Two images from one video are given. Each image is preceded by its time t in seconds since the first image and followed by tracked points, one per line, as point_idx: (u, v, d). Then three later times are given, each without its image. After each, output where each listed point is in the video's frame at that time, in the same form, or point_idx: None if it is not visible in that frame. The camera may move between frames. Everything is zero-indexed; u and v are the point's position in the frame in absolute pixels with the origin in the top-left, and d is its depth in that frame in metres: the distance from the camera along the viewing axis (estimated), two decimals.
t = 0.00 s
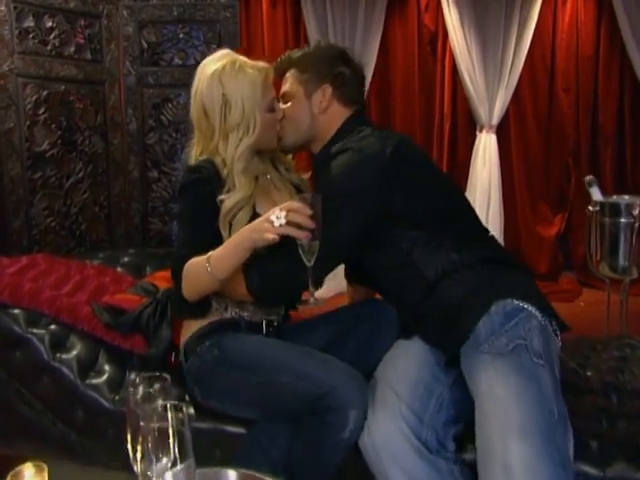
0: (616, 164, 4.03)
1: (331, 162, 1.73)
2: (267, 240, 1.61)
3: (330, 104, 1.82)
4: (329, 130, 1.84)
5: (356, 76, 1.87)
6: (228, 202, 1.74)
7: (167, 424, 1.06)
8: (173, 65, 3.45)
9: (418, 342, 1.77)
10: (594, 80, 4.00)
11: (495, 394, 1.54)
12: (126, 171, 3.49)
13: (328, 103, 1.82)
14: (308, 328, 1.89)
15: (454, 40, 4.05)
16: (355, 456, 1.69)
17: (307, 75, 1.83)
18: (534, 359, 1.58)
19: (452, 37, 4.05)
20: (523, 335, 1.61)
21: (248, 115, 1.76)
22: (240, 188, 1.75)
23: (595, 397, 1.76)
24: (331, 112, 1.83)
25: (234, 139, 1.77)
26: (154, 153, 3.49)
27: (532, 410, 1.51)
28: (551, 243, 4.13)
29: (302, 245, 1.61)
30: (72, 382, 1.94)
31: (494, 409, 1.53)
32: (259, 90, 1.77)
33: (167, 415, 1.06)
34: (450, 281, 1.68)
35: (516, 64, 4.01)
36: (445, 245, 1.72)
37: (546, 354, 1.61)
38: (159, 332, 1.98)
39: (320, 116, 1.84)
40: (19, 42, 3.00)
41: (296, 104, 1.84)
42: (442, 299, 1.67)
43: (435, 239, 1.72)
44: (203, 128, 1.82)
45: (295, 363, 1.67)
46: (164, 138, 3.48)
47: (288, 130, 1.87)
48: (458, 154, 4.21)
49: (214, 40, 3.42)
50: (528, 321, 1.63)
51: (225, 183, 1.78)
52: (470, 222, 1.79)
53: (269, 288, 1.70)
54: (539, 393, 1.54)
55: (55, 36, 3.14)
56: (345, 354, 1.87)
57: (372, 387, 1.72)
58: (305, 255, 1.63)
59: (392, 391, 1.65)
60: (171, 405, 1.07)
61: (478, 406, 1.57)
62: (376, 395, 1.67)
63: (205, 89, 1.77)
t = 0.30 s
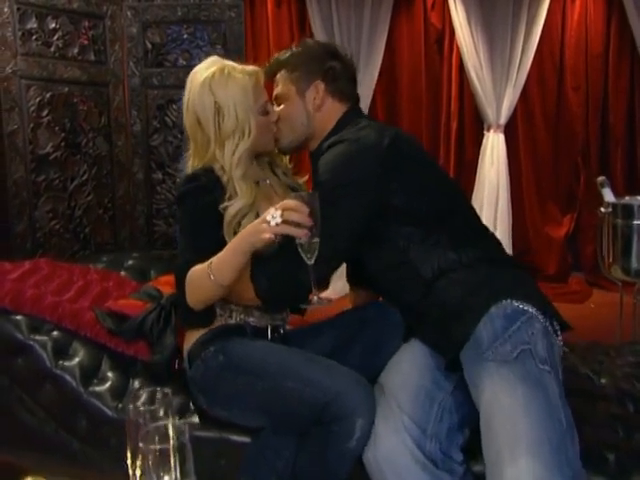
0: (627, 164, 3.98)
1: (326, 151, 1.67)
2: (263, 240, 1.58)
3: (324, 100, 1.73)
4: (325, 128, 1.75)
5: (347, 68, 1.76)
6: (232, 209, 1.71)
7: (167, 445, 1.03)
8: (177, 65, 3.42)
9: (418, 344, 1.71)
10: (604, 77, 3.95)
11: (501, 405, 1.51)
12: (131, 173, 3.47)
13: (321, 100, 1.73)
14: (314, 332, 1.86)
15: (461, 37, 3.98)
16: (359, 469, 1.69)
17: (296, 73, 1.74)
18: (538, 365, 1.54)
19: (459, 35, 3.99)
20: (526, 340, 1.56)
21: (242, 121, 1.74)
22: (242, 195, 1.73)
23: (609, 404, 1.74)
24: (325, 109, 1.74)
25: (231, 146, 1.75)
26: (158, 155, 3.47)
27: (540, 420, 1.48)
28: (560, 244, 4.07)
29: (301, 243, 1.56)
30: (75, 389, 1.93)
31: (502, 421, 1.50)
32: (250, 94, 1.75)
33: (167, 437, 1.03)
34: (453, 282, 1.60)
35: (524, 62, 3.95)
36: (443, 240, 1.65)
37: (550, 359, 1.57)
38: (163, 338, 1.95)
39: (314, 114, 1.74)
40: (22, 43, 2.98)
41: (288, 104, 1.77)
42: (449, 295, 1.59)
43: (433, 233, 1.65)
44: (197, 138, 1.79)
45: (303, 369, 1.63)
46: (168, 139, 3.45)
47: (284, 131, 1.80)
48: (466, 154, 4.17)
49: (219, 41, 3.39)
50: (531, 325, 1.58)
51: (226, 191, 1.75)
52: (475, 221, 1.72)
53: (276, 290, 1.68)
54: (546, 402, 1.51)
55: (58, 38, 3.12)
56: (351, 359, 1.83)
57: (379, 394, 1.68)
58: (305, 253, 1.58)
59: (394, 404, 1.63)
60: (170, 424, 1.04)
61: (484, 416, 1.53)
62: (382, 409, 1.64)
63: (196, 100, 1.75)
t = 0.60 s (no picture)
0: (636, 166, 3.92)
1: (326, 151, 1.67)
2: (265, 245, 1.56)
3: (319, 99, 1.72)
4: (321, 128, 1.74)
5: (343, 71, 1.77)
6: (236, 216, 1.68)
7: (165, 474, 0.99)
8: (181, 67, 3.39)
9: (419, 352, 1.70)
10: (613, 77, 3.88)
11: (507, 417, 1.49)
12: (134, 175, 3.43)
13: (316, 98, 1.72)
14: (318, 338, 1.81)
15: (468, 37, 3.93)
16: None
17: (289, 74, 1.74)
18: (542, 374, 1.54)
19: (466, 34, 3.94)
20: (529, 347, 1.55)
21: (240, 126, 1.70)
22: (245, 201, 1.70)
23: (621, 417, 1.76)
24: (321, 107, 1.73)
25: (231, 152, 1.71)
26: (162, 157, 3.42)
27: (548, 432, 1.47)
28: (568, 245, 4.01)
29: (303, 246, 1.54)
30: (75, 399, 1.95)
31: (508, 434, 1.48)
32: (246, 99, 1.70)
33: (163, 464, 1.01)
34: (451, 287, 1.58)
35: (532, 63, 3.90)
36: (441, 241, 1.62)
37: (552, 366, 1.57)
38: (169, 346, 1.97)
39: (310, 114, 1.73)
40: (26, 45, 2.97)
41: (283, 105, 1.75)
42: (445, 307, 1.58)
43: (433, 231, 1.63)
44: (194, 148, 1.74)
45: (308, 379, 1.59)
46: (172, 141, 3.41)
47: (280, 133, 1.78)
48: (473, 154, 4.12)
49: (223, 42, 3.36)
50: (531, 332, 1.57)
51: (229, 199, 1.72)
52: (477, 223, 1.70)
53: (281, 297, 1.66)
54: (552, 412, 1.50)
55: (62, 40, 3.10)
56: (353, 366, 1.80)
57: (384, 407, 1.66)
58: (307, 256, 1.56)
59: (398, 421, 1.61)
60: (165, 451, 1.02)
61: (489, 428, 1.52)
62: (386, 426, 1.62)
63: (191, 109, 1.70)
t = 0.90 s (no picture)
0: None
1: (323, 151, 1.67)
2: (264, 248, 1.54)
3: (314, 96, 1.72)
4: (317, 126, 1.74)
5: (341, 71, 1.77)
6: (236, 220, 1.65)
7: None
8: (185, 66, 3.35)
9: (416, 357, 1.71)
10: (625, 74, 3.83)
11: (516, 426, 1.53)
12: (138, 175, 3.41)
13: (312, 97, 1.72)
14: (319, 342, 1.82)
15: (477, 34, 3.87)
16: None
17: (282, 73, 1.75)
18: (546, 380, 1.58)
19: (475, 31, 3.87)
20: (531, 353, 1.59)
21: (234, 129, 1.67)
22: (243, 205, 1.67)
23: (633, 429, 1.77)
24: (316, 105, 1.73)
25: (227, 155, 1.68)
26: (165, 157, 3.38)
27: (556, 439, 1.51)
28: (578, 246, 3.96)
29: (302, 247, 1.52)
30: (75, 407, 1.99)
31: (518, 443, 1.52)
32: (237, 101, 1.68)
33: None
34: (446, 289, 1.61)
35: (541, 61, 3.82)
36: (438, 244, 1.65)
37: (552, 370, 1.62)
38: (171, 353, 1.99)
39: (306, 112, 1.73)
40: (28, 45, 2.96)
41: (278, 104, 1.74)
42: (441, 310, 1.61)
43: (431, 235, 1.66)
44: (188, 156, 1.70)
45: (306, 392, 1.57)
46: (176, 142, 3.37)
47: (275, 134, 1.76)
48: (480, 154, 4.07)
49: (227, 41, 3.32)
50: (532, 338, 1.61)
51: (228, 205, 1.68)
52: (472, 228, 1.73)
53: (282, 301, 1.64)
54: (558, 418, 1.54)
55: (65, 39, 3.08)
56: (352, 374, 1.78)
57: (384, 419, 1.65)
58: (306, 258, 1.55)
59: (402, 436, 1.60)
60: None
61: (497, 437, 1.55)
62: (389, 441, 1.60)
63: (183, 115, 1.67)
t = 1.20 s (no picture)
0: None
1: (320, 150, 1.75)
2: (261, 249, 1.61)
3: (307, 94, 1.80)
4: (312, 124, 1.82)
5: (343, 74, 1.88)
6: (231, 223, 1.71)
7: None
8: (192, 63, 3.33)
9: (415, 363, 1.75)
10: None
11: (524, 436, 1.58)
12: (144, 174, 3.38)
13: (304, 94, 1.80)
14: (319, 342, 1.85)
15: (489, 28, 3.78)
16: None
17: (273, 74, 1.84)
18: (550, 386, 1.65)
19: (487, 26, 3.79)
20: (532, 359, 1.65)
21: (226, 133, 1.72)
22: (238, 208, 1.73)
23: None
24: (309, 102, 1.81)
25: (221, 159, 1.73)
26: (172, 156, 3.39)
27: (563, 445, 1.58)
28: (592, 245, 3.88)
29: (299, 249, 1.62)
30: (76, 413, 2.01)
31: (527, 453, 1.57)
32: (227, 104, 1.73)
33: None
34: (441, 292, 1.68)
35: (555, 55, 3.72)
36: (436, 246, 1.72)
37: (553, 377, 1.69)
38: (172, 359, 2.08)
39: (300, 109, 1.82)
40: (33, 43, 2.95)
41: (273, 104, 1.83)
42: (438, 313, 1.67)
43: (432, 235, 1.73)
44: (182, 164, 1.76)
45: (309, 406, 1.62)
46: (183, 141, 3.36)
47: (270, 133, 1.83)
48: (491, 152, 4.00)
49: (234, 37, 3.29)
50: (532, 344, 1.67)
51: (223, 209, 1.73)
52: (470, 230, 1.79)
53: (281, 305, 1.69)
54: (564, 424, 1.61)
55: (70, 36, 3.07)
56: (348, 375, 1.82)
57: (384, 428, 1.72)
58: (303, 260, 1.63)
59: (405, 448, 1.67)
60: None
61: (507, 447, 1.60)
62: (390, 453, 1.67)
63: (174, 124, 1.72)
